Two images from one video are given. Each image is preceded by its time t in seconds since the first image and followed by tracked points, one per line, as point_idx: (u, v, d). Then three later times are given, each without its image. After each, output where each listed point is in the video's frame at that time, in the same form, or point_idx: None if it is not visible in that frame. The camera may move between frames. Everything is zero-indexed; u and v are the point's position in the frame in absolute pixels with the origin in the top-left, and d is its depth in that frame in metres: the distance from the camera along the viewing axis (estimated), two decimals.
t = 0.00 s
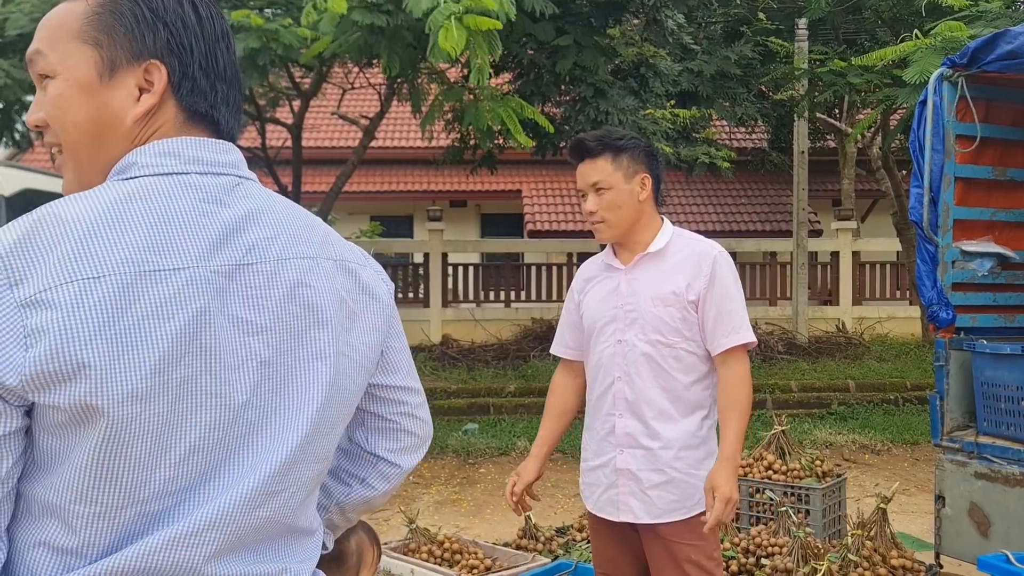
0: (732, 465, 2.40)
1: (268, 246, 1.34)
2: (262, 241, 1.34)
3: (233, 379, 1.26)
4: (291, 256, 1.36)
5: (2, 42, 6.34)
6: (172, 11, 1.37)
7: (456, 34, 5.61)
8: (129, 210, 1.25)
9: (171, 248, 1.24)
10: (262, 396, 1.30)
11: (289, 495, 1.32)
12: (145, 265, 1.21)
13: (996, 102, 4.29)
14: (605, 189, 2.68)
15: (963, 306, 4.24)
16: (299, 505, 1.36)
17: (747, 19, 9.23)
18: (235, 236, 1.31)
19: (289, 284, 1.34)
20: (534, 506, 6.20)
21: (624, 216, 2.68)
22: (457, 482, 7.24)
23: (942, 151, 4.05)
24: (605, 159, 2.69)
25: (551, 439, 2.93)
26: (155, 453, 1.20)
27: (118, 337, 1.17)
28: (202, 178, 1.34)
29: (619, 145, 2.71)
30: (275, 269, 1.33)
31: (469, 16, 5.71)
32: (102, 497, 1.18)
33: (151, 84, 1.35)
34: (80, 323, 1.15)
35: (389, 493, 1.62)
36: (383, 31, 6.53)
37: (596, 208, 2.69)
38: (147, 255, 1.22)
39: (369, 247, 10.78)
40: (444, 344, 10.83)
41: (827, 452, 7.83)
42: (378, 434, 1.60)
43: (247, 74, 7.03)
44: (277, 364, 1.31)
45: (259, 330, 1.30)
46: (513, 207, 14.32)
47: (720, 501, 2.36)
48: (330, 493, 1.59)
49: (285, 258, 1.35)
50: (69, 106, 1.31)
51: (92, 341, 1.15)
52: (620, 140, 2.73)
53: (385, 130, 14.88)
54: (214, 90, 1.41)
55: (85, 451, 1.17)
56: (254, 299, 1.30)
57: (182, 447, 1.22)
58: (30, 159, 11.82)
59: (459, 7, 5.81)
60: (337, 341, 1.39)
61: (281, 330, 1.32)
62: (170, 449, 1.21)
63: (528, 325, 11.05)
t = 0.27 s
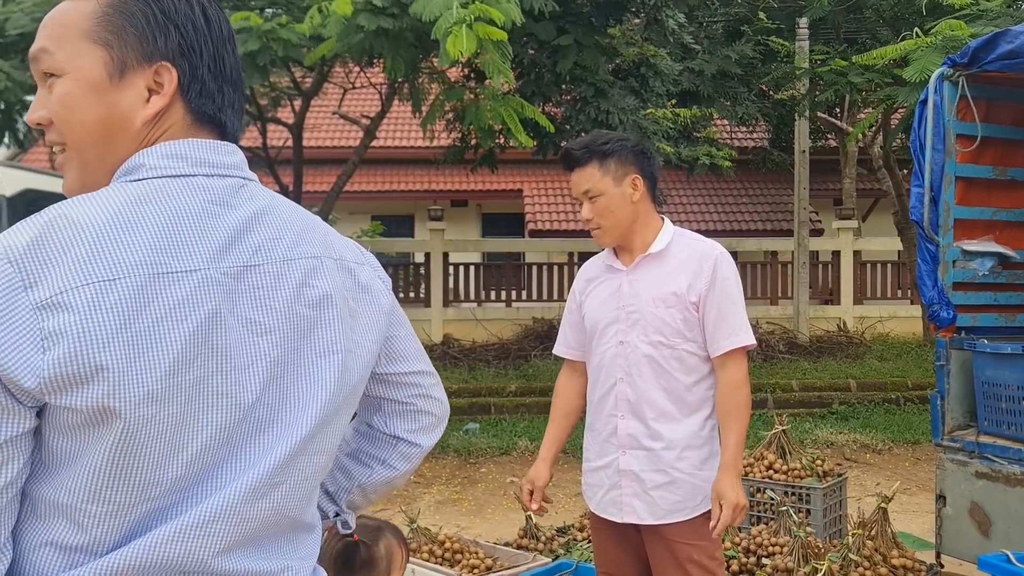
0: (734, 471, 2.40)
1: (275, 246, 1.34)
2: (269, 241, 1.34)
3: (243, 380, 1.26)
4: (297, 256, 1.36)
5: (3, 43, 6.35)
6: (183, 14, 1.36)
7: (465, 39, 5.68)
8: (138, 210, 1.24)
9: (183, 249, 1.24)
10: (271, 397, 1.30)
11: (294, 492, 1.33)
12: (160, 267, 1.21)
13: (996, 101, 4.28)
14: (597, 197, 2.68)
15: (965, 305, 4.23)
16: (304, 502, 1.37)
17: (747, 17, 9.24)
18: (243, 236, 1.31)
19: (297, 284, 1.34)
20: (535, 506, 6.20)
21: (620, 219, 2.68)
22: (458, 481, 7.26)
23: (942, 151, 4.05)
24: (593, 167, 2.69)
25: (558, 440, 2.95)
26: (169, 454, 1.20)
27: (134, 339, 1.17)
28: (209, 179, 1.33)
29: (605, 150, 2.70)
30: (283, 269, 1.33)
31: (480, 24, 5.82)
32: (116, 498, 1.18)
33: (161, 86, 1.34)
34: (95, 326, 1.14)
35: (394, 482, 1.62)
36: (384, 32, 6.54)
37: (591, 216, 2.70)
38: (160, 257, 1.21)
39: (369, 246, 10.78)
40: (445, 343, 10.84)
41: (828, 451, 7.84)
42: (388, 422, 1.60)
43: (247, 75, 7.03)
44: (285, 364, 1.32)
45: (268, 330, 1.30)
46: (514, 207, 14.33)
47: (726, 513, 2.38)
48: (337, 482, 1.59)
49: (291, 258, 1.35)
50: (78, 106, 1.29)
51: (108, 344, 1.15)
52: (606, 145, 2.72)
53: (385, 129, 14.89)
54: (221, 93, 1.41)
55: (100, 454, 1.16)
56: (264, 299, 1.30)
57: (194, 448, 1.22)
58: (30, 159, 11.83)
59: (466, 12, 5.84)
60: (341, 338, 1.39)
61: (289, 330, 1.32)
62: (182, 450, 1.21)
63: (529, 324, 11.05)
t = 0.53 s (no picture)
0: (755, 471, 2.42)
1: (279, 248, 1.34)
2: (272, 242, 1.34)
3: (249, 382, 1.26)
4: (300, 258, 1.36)
5: (5, 41, 6.35)
6: (181, 12, 1.35)
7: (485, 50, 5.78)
8: (145, 211, 1.24)
9: (191, 250, 1.23)
10: (275, 398, 1.30)
11: (298, 492, 1.33)
12: (167, 269, 1.20)
13: (999, 98, 4.27)
14: (580, 223, 2.65)
15: (967, 302, 4.22)
16: (306, 502, 1.37)
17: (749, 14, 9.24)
18: (247, 237, 1.31)
19: (300, 285, 1.35)
20: (536, 503, 6.20)
21: (608, 233, 2.63)
22: (460, 479, 7.27)
23: (945, 147, 4.03)
24: (563, 199, 2.65)
25: (577, 442, 2.95)
26: (177, 455, 1.19)
27: (145, 341, 1.16)
28: (213, 181, 1.33)
29: (566, 177, 2.65)
30: (287, 271, 1.33)
31: (495, 35, 5.91)
32: (126, 500, 1.17)
33: (160, 84, 1.33)
34: (108, 328, 1.14)
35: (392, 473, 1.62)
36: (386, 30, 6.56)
37: (586, 241, 2.68)
38: (168, 259, 1.21)
39: (372, 245, 10.79)
40: (448, 341, 10.84)
41: (830, 449, 7.84)
42: (390, 406, 1.59)
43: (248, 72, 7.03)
44: (289, 365, 1.32)
45: (273, 332, 1.30)
46: (516, 204, 14.32)
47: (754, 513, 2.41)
48: (339, 468, 1.57)
49: (295, 260, 1.35)
50: (75, 105, 1.29)
51: (121, 346, 1.14)
52: (566, 171, 2.66)
53: (387, 127, 14.89)
54: (220, 91, 1.41)
55: (111, 456, 1.15)
56: (269, 301, 1.30)
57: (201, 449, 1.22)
58: (32, 158, 11.83)
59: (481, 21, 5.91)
60: (342, 339, 1.40)
61: (293, 331, 1.33)
62: (190, 452, 1.21)
63: (531, 322, 11.06)
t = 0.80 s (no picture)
0: (734, 459, 2.31)
1: (249, 248, 1.31)
2: (242, 242, 1.31)
3: (214, 385, 1.24)
4: (272, 258, 1.33)
5: (3, 40, 6.32)
6: (87, 6, 1.28)
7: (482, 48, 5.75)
8: (105, 214, 1.23)
9: (148, 252, 1.22)
10: (244, 402, 1.28)
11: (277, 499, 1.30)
12: (121, 271, 1.20)
13: (999, 90, 4.24)
14: (569, 228, 2.66)
15: (968, 295, 4.19)
16: (289, 509, 1.34)
17: (748, 7, 9.20)
18: (215, 238, 1.29)
19: (271, 285, 1.32)
20: (538, 499, 6.20)
21: (598, 234, 2.64)
22: (461, 476, 7.27)
23: (945, 140, 4.02)
24: (550, 206, 2.66)
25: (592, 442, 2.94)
26: (137, 460, 1.19)
27: (94, 345, 1.16)
28: (183, 181, 1.30)
29: (552, 183, 2.64)
30: (256, 271, 1.31)
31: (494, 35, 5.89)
32: (85, 504, 1.17)
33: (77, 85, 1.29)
34: (56, 332, 1.14)
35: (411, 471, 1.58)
36: (384, 27, 6.53)
37: (577, 243, 2.70)
38: (124, 261, 1.20)
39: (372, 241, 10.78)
40: (449, 337, 10.84)
41: (832, 443, 7.84)
42: (403, 403, 1.56)
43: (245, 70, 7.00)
44: (259, 368, 1.29)
45: (240, 334, 1.27)
46: (517, 199, 14.31)
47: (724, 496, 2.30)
48: (361, 464, 1.57)
49: (266, 260, 1.32)
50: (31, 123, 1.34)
51: (68, 349, 1.15)
52: (551, 175, 2.65)
53: (387, 123, 14.87)
54: (154, 77, 1.28)
55: (67, 459, 1.16)
56: (235, 303, 1.28)
57: (162, 453, 1.20)
58: (31, 157, 11.81)
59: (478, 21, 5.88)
60: (320, 341, 1.36)
61: (262, 333, 1.30)
62: (151, 455, 1.20)
63: (533, 318, 11.05)
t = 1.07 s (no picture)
0: (677, 460, 2.24)
1: (172, 248, 1.27)
2: (166, 242, 1.27)
3: (119, 388, 1.22)
4: (199, 259, 1.28)
5: None
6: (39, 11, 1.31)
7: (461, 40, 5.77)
8: (22, 211, 1.24)
9: (55, 251, 1.22)
10: (157, 408, 1.24)
11: (193, 511, 1.25)
12: (23, 268, 1.21)
13: (996, 81, 4.19)
14: (559, 217, 2.64)
15: (966, 289, 4.14)
16: (216, 524, 1.28)
17: None
18: (134, 237, 1.26)
19: (193, 288, 1.27)
20: (536, 495, 6.18)
21: (587, 225, 2.61)
22: (460, 472, 7.25)
23: (941, 133, 3.98)
24: (541, 194, 2.64)
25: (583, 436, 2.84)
26: (35, 459, 1.19)
27: None
28: (110, 178, 1.28)
29: (544, 171, 2.62)
30: (176, 272, 1.26)
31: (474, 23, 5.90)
32: None
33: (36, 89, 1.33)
34: None
35: (378, 493, 1.51)
36: (379, 22, 6.50)
37: (566, 233, 2.68)
38: (28, 259, 1.21)
39: (373, 237, 10.76)
40: (450, 333, 10.81)
41: (833, 437, 7.82)
42: (376, 424, 1.47)
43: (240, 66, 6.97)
44: (175, 373, 1.25)
45: (152, 336, 1.24)
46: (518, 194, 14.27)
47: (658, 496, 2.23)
48: (328, 481, 1.51)
49: (189, 260, 1.28)
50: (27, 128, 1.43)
51: None
52: (544, 164, 2.63)
53: (386, 118, 14.84)
54: (88, 74, 1.27)
55: None
56: (147, 305, 1.24)
57: (61, 454, 1.20)
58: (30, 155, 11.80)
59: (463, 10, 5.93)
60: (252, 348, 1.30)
61: (179, 336, 1.26)
62: (50, 456, 1.20)
63: (534, 313, 11.02)
